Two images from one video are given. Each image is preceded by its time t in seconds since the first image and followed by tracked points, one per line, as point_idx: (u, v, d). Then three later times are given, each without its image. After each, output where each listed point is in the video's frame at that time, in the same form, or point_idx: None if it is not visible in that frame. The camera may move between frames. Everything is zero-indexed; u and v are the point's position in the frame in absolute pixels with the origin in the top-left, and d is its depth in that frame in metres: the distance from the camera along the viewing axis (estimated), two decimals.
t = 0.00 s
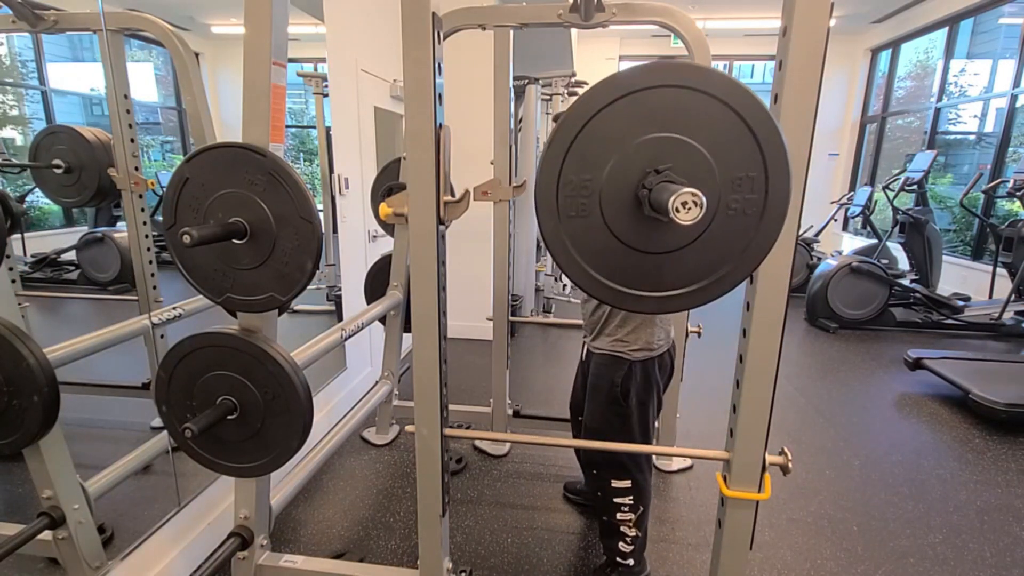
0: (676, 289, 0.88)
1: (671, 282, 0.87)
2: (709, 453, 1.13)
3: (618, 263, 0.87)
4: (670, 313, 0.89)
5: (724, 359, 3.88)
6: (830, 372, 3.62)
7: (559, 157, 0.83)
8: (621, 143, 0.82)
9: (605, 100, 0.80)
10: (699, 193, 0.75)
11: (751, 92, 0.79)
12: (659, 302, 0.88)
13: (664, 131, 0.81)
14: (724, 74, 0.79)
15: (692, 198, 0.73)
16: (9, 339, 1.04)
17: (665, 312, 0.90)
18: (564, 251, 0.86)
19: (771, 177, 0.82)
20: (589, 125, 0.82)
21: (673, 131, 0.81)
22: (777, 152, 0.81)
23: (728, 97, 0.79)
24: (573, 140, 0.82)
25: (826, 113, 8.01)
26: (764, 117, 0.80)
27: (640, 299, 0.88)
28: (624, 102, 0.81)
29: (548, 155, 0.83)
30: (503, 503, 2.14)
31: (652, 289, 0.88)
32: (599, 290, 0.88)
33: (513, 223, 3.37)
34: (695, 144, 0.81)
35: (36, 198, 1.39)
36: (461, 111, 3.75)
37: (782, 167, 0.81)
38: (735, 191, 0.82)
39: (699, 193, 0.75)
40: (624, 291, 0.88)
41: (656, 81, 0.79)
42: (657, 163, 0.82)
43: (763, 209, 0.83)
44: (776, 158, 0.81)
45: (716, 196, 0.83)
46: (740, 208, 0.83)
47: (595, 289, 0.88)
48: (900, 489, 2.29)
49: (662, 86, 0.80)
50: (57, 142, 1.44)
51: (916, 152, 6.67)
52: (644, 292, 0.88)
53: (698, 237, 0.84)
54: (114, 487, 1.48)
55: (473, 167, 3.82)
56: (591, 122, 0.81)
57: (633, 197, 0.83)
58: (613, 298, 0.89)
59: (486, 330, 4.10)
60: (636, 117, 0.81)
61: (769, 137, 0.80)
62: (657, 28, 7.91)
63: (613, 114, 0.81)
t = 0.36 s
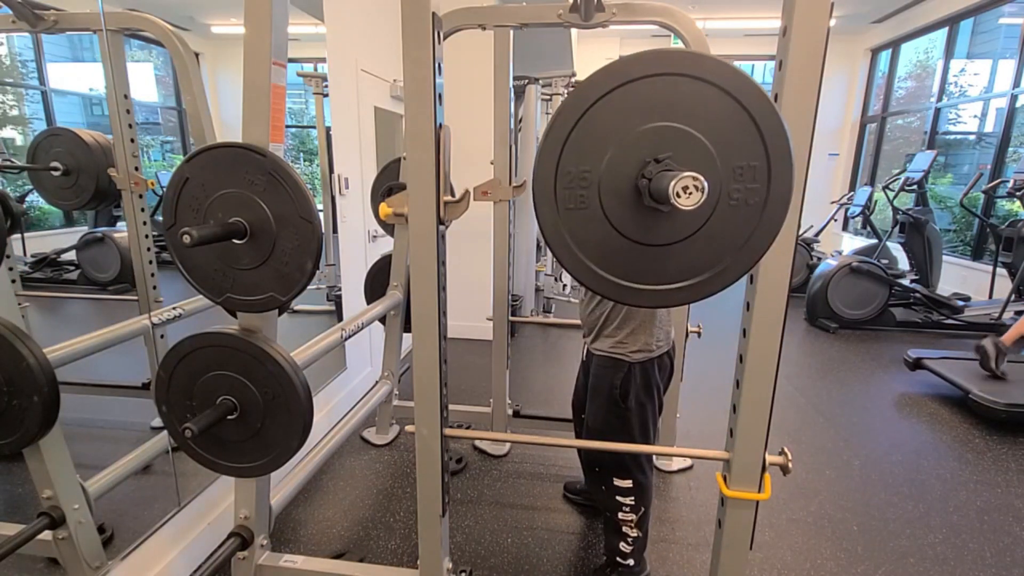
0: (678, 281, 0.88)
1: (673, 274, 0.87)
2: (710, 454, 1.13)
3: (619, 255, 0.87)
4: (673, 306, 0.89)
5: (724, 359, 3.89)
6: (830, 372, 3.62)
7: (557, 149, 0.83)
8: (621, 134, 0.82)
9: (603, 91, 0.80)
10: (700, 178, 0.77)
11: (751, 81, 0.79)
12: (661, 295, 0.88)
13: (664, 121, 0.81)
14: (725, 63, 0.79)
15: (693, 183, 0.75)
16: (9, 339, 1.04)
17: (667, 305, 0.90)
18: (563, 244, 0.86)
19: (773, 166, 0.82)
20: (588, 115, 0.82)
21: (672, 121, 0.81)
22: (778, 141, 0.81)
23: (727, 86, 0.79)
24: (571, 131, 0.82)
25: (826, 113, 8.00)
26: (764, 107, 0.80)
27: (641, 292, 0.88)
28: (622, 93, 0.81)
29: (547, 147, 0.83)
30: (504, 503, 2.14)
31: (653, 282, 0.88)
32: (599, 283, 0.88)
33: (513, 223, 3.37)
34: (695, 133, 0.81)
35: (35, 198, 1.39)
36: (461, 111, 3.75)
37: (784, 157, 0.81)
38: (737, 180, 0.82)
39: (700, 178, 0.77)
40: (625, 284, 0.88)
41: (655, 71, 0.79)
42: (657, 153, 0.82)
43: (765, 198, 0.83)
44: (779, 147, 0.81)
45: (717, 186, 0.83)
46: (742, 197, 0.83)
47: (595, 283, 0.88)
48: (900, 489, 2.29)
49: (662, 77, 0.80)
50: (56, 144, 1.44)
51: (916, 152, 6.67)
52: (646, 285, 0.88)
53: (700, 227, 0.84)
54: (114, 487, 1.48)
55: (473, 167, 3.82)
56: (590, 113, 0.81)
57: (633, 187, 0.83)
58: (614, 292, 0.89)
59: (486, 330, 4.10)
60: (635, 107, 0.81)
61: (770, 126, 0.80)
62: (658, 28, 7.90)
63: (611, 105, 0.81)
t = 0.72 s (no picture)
0: (678, 285, 0.88)
1: (673, 278, 0.87)
2: (710, 454, 1.13)
3: (619, 258, 0.87)
4: (673, 310, 0.89)
5: (724, 359, 3.89)
6: (830, 372, 3.62)
7: (557, 154, 0.83)
8: (621, 138, 0.82)
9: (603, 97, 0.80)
10: (699, 187, 0.75)
11: (750, 87, 0.79)
12: (660, 297, 0.88)
13: (664, 126, 0.81)
14: (724, 68, 0.79)
15: (692, 192, 0.74)
16: (9, 339, 1.04)
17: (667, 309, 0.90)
18: (563, 249, 0.87)
19: (772, 171, 0.82)
20: (588, 120, 0.82)
21: (672, 126, 0.81)
22: (777, 145, 0.81)
23: (727, 92, 0.79)
24: (571, 136, 0.82)
25: (826, 113, 8.00)
26: (762, 111, 0.79)
27: (642, 295, 0.88)
28: (622, 99, 0.81)
29: (547, 152, 0.83)
30: (503, 503, 2.14)
31: (653, 285, 0.88)
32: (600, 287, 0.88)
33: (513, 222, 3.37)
34: (695, 139, 0.81)
35: (35, 197, 1.40)
36: (461, 111, 3.76)
37: (782, 162, 0.81)
38: (735, 185, 0.82)
39: (698, 187, 0.75)
40: (626, 287, 0.88)
41: (653, 77, 0.79)
42: (656, 158, 0.82)
43: (763, 203, 0.83)
44: (778, 152, 0.81)
45: (715, 191, 0.83)
46: (740, 202, 0.83)
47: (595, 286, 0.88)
48: (900, 489, 2.29)
49: (661, 83, 0.80)
50: (58, 143, 1.44)
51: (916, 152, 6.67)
52: (645, 288, 0.88)
53: (699, 231, 0.84)
54: (115, 487, 1.48)
55: (473, 167, 3.82)
56: (590, 118, 0.81)
57: (633, 193, 0.83)
58: (615, 296, 0.89)
59: (486, 330, 4.10)
60: (635, 112, 0.81)
61: (768, 131, 0.80)
62: (658, 28, 7.90)
63: (611, 110, 0.81)
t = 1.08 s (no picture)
0: (684, 290, 0.88)
1: (678, 284, 0.87)
2: (710, 453, 1.13)
3: (626, 264, 0.87)
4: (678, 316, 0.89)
5: (724, 359, 3.89)
6: (830, 372, 3.61)
7: (564, 162, 0.83)
8: (627, 146, 0.82)
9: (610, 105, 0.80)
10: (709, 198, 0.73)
11: (755, 94, 0.79)
12: (665, 303, 0.88)
13: (671, 134, 0.81)
14: (729, 76, 0.79)
15: (703, 204, 0.72)
16: (10, 339, 1.04)
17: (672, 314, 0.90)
18: (569, 256, 0.87)
19: (777, 179, 0.82)
20: (595, 128, 0.81)
21: (678, 133, 0.81)
22: (783, 151, 0.81)
23: (733, 101, 0.79)
24: (579, 144, 0.82)
25: (826, 113, 8.00)
26: (767, 119, 0.80)
27: (648, 301, 0.89)
28: (629, 107, 0.80)
29: (554, 159, 0.83)
30: (503, 503, 2.14)
31: (658, 291, 0.88)
32: (606, 292, 0.88)
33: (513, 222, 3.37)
34: (701, 146, 0.81)
35: (36, 197, 1.40)
36: (461, 111, 3.76)
37: (787, 169, 0.81)
38: (741, 192, 0.82)
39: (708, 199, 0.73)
40: (633, 293, 0.88)
41: (659, 86, 0.79)
42: (663, 166, 0.82)
43: (769, 210, 0.83)
44: (783, 159, 0.81)
45: (721, 198, 0.83)
46: (746, 209, 0.83)
47: (601, 292, 0.88)
48: (900, 489, 2.29)
49: (667, 91, 0.80)
50: (57, 142, 1.44)
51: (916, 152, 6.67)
52: (652, 294, 0.88)
53: (705, 238, 0.84)
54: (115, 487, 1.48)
55: (473, 166, 3.82)
56: (597, 126, 0.81)
57: (639, 200, 0.83)
58: (621, 302, 0.89)
59: (486, 330, 4.10)
60: (641, 120, 0.81)
61: (774, 138, 0.80)
62: (657, 28, 7.90)
63: (617, 119, 0.81)
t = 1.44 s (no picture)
0: (692, 296, 0.88)
1: (686, 289, 0.87)
2: (710, 453, 1.13)
3: (633, 269, 0.87)
4: (686, 322, 0.89)
5: (725, 359, 3.88)
6: (830, 372, 3.61)
7: (574, 167, 0.82)
8: (636, 151, 0.82)
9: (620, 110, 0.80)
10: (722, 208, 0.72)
11: (765, 100, 0.79)
12: (673, 309, 0.88)
13: (680, 140, 0.81)
14: (739, 81, 0.79)
15: (716, 213, 0.71)
16: (10, 339, 1.04)
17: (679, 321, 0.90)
18: (578, 262, 0.86)
19: (787, 185, 0.82)
20: (604, 133, 0.81)
21: (687, 139, 0.81)
22: (792, 157, 0.81)
23: (742, 106, 0.79)
24: (588, 150, 0.82)
25: (826, 113, 8.00)
26: (776, 124, 0.80)
27: (655, 307, 0.89)
28: (639, 112, 0.80)
29: (564, 164, 0.82)
30: (504, 503, 2.14)
31: (666, 296, 0.88)
32: (614, 298, 0.88)
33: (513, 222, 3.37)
34: (710, 152, 0.81)
35: (36, 197, 1.39)
36: (461, 111, 3.75)
37: (797, 175, 0.82)
38: (750, 199, 0.83)
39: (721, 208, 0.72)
40: (640, 299, 0.88)
41: (670, 92, 0.79)
42: (673, 172, 0.82)
43: (779, 217, 0.83)
44: (793, 165, 0.81)
45: (731, 204, 0.83)
46: (756, 215, 0.83)
47: (609, 298, 0.88)
48: (900, 489, 2.29)
49: (678, 97, 0.80)
50: (54, 141, 1.43)
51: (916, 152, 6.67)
52: (659, 299, 0.88)
53: (714, 245, 0.84)
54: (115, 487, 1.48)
55: (473, 166, 3.82)
56: (607, 131, 0.81)
57: (649, 206, 0.83)
58: (628, 308, 0.89)
59: (486, 330, 4.10)
60: (650, 125, 0.81)
61: (783, 143, 0.81)
62: (657, 29, 7.90)
63: (627, 124, 0.81)
